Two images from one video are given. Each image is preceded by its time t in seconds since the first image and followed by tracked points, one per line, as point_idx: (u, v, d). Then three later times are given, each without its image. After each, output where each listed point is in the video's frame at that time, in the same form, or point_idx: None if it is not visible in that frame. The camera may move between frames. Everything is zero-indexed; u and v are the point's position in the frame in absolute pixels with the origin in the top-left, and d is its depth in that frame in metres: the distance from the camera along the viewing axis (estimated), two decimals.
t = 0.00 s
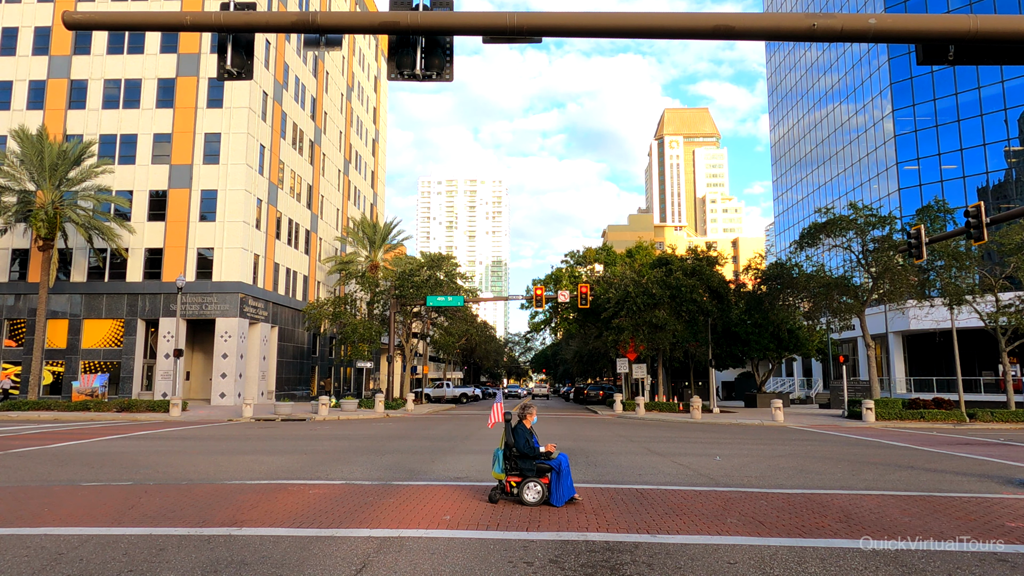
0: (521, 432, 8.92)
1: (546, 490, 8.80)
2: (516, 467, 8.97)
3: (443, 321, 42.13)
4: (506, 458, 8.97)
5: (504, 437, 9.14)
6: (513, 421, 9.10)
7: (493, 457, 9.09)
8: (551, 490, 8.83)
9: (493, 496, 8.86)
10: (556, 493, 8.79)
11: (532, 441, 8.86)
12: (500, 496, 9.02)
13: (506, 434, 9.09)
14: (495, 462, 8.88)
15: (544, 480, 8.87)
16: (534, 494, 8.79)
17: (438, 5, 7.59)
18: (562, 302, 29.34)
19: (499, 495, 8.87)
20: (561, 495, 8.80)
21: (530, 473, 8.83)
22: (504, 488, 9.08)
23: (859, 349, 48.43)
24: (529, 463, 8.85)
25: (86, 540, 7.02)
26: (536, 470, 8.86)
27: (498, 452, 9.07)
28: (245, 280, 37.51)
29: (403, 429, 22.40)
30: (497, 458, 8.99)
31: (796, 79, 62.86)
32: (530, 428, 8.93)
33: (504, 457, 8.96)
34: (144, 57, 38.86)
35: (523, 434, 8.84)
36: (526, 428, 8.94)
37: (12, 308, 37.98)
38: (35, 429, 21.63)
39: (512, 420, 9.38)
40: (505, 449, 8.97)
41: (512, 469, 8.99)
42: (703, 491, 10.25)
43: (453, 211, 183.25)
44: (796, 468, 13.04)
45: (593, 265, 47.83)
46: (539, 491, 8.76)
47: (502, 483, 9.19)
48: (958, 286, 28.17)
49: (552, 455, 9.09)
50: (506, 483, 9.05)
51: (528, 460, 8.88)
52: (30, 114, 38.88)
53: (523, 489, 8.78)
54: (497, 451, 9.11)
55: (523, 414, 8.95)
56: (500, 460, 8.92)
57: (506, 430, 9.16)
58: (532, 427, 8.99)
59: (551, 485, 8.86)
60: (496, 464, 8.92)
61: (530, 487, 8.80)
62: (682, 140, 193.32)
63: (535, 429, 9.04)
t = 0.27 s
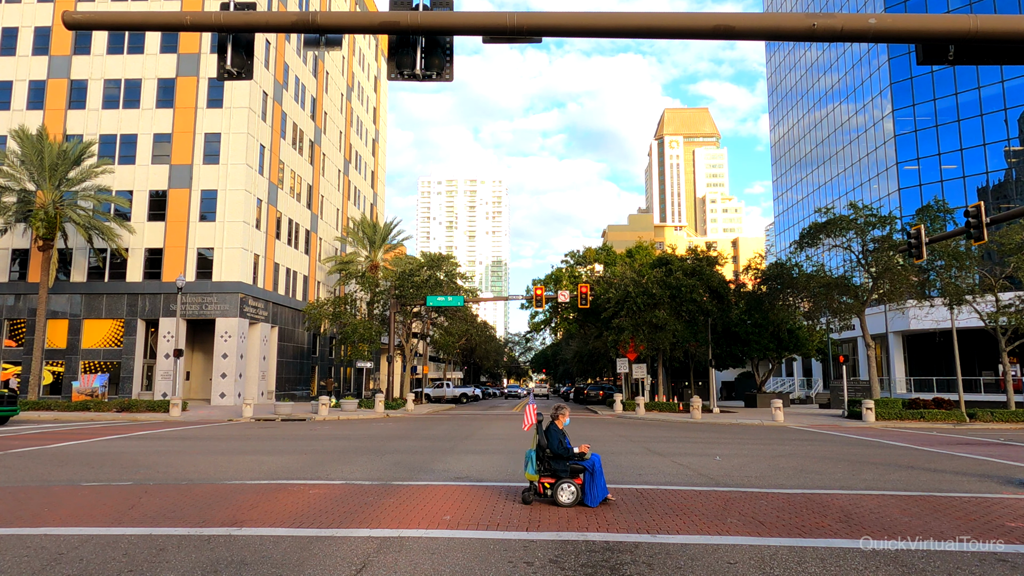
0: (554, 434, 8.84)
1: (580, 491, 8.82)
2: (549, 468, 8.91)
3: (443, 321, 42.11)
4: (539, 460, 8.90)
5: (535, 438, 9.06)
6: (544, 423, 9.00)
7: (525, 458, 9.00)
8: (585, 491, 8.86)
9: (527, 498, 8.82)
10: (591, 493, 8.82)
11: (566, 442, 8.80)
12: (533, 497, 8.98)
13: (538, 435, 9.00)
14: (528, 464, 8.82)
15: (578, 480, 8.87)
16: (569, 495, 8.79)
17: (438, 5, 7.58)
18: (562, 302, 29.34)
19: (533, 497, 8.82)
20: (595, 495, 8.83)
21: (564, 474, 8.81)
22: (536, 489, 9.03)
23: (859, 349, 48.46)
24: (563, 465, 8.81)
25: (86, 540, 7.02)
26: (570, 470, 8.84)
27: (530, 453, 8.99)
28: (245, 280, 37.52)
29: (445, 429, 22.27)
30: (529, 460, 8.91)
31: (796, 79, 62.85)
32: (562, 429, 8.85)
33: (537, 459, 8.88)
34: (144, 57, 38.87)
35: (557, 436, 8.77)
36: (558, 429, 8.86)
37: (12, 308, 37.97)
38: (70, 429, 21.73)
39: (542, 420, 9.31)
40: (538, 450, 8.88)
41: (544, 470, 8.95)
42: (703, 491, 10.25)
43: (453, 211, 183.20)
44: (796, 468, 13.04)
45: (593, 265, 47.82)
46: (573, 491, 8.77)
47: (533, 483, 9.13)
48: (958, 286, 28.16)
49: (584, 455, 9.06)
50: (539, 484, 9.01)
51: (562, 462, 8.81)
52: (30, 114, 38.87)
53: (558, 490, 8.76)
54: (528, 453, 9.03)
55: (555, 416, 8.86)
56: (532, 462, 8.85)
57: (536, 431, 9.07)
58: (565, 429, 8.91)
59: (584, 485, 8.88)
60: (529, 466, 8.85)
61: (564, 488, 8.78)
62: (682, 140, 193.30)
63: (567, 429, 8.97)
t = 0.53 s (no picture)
0: (586, 434, 8.88)
1: (613, 491, 8.82)
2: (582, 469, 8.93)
3: (443, 321, 42.11)
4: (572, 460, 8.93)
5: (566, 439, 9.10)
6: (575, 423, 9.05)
7: (557, 459, 9.03)
8: (618, 491, 8.86)
9: (560, 499, 8.83)
10: (624, 494, 8.82)
11: (598, 442, 8.83)
12: (566, 498, 8.98)
13: (570, 435, 9.05)
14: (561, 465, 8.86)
15: (610, 480, 8.88)
16: (602, 495, 8.79)
17: (438, 5, 7.58)
18: (562, 302, 29.34)
19: (566, 498, 8.84)
20: (628, 496, 8.83)
21: (597, 474, 8.83)
22: (568, 490, 9.05)
23: (859, 349, 48.48)
24: (596, 465, 8.83)
25: (86, 539, 7.02)
26: (603, 471, 8.86)
27: (562, 453, 9.02)
28: (245, 280, 37.53)
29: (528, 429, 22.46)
30: (562, 461, 8.94)
31: (796, 78, 62.86)
32: (594, 429, 8.89)
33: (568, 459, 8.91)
34: (144, 57, 38.87)
35: (589, 436, 8.79)
36: (590, 429, 8.90)
37: (12, 308, 37.96)
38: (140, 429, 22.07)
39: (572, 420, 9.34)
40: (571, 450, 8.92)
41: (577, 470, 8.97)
42: (703, 491, 10.24)
43: (453, 211, 183.15)
44: (796, 468, 13.03)
45: (593, 265, 47.81)
46: (607, 492, 8.77)
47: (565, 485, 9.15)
48: (958, 285, 28.13)
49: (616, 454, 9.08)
50: (571, 485, 9.02)
51: (595, 462, 8.85)
52: (30, 114, 38.85)
53: (591, 490, 8.76)
54: (559, 453, 9.07)
55: (586, 415, 8.89)
56: (565, 463, 8.88)
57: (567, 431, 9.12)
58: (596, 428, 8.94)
59: (617, 485, 8.89)
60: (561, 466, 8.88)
61: (597, 488, 8.79)
62: (682, 140, 193.29)
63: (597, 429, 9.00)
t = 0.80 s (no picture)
0: (618, 434, 8.92)
1: (646, 491, 8.81)
2: (615, 469, 8.96)
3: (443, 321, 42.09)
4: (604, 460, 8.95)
5: (599, 440, 9.15)
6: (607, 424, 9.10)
7: (589, 459, 9.08)
8: (651, 493, 8.85)
9: (592, 498, 8.85)
10: (658, 495, 8.80)
11: (631, 442, 8.87)
12: (599, 498, 9.02)
13: (603, 436, 9.09)
14: (593, 465, 8.92)
15: (643, 481, 8.88)
16: (635, 496, 8.80)
17: (438, 5, 7.59)
18: (562, 302, 29.33)
19: (599, 498, 8.88)
20: (662, 496, 8.81)
21: (630, 474, 8.86)
22: (601, 491, 9.07)
23: (859, 349, 48.49)
24: (629, 466, 8.86)
25: (86, 539, 7.02)
26: (636, 471, 8.88)
27: (595, 454, 9.06)
28: (245, 280, 37.53)
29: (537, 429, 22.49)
30: (594, 461, 9.00)
31: (796, 78, 62.86)
32: (627, 429, 8.94)
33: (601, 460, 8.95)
34: (144, 57, 38.87)
35: (622, 437, 8.83)
36: (622, 429, 8.94)
37: (12, 308, 37.97)
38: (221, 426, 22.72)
39: (605, 422, 9.39)
40: (604, 451, 8.95)
41: (609, 470, 9.02)
42: (703, 491, 10.24)
43: (453, 211, 183.11)
44: (796, 468, 13.03)
45: (593, 265, 47.81)
46: (639, 492, 8.78)
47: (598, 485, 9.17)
48: (958, 285, 28.12)
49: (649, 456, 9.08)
50: (604, 485, 9.06)
51: (628, 462, 8.88)
52: (30, 114, 38.86)
53: (625, 491, 8.78)
54: (591, 454, 9.12)
55: (618, 415, 8.92)
56: (597, 463, 8.93)
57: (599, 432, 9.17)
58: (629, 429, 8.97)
59: (650, 487, 8.87)
60: (593, 467, 8.94)
61: (631, 489, 8.80)
62: (682, 140, 193.28)
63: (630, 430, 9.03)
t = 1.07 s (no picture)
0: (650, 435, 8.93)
1: (679, 492, 8.80)
2: (647, 470, 8.93)
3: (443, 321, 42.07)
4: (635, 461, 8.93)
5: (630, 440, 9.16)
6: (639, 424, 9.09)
7: (621, 460, 9.09)
8: (684, 492, 8.84)
9: (626, 499, 8.83)
10: (691, 495, 8.80)
11: (663, 442, 8.86)
12: (631, 499, 9.03)
13: (634, 436, 9.07)
14: (625, 466, 8.91)
15: (676, 481, 8.87)
16: (668, 497, 8.79)
17: (438, 5, 7.59)
18: (562, 302, 29.32)
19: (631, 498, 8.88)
20: (695, 497, 8.82)
21: (663, 475, 8.84)
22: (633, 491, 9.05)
23: (859, 349, 48.48)
24: (662, 466, 8.84)
25: (86, 540, 7.03)
26: (669, 472, 8.87)
27: (627, 455, 9.04)
28: (245, 280, 37.53)
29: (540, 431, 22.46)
30: (625, 462, 9.00)
31: (796, 78, 62.85)
32: (658, 430, 8.94)
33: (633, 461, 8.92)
34: (144, 57, 38.86)
35: (655, 437, 8.81)
36: (654, 429, 8.93)
37: (12, 308, 37.97)
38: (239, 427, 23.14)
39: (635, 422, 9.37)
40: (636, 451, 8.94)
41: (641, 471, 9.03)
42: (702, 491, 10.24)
43: (453, 211, 183.07)
44: (796, 468, 13.03)
45: (593, 265, 47.81)
46: (673, 492, 8.76)
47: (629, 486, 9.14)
48: (958, 285, 28.11)
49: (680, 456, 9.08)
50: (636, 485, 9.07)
51: (661, 463, 8.87)
52: (30, 114, 38.85)
53: (658, 491, 8.76)
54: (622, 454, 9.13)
55: (650, 416, 8.91)
56: (630, 464, 8.92)
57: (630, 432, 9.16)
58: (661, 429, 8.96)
59: (683, 487, 8.87)
60: (625, 468, 8.93)
61: (664, 489, 8.79)
62: (682, 140, 193.25)
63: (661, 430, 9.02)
